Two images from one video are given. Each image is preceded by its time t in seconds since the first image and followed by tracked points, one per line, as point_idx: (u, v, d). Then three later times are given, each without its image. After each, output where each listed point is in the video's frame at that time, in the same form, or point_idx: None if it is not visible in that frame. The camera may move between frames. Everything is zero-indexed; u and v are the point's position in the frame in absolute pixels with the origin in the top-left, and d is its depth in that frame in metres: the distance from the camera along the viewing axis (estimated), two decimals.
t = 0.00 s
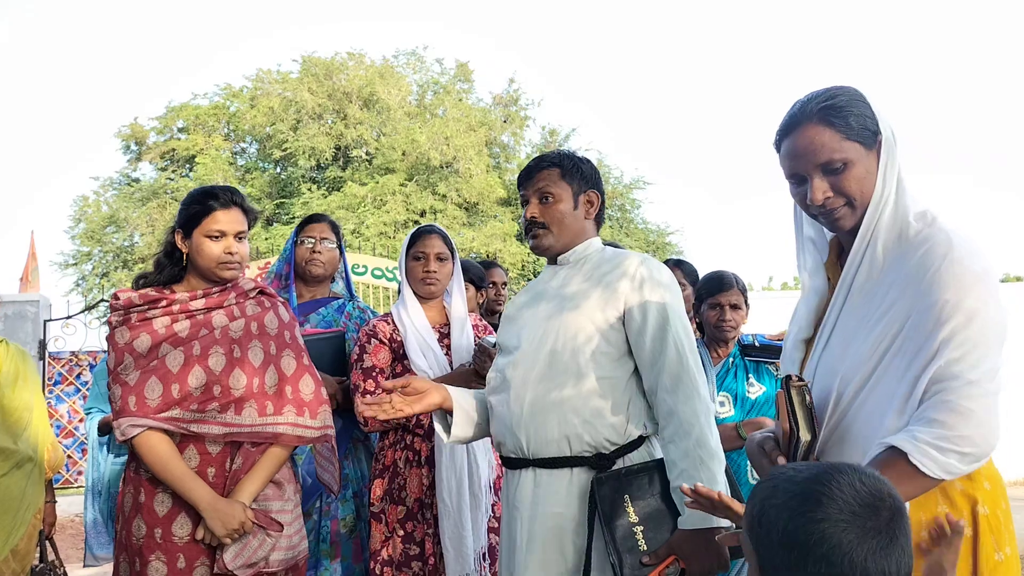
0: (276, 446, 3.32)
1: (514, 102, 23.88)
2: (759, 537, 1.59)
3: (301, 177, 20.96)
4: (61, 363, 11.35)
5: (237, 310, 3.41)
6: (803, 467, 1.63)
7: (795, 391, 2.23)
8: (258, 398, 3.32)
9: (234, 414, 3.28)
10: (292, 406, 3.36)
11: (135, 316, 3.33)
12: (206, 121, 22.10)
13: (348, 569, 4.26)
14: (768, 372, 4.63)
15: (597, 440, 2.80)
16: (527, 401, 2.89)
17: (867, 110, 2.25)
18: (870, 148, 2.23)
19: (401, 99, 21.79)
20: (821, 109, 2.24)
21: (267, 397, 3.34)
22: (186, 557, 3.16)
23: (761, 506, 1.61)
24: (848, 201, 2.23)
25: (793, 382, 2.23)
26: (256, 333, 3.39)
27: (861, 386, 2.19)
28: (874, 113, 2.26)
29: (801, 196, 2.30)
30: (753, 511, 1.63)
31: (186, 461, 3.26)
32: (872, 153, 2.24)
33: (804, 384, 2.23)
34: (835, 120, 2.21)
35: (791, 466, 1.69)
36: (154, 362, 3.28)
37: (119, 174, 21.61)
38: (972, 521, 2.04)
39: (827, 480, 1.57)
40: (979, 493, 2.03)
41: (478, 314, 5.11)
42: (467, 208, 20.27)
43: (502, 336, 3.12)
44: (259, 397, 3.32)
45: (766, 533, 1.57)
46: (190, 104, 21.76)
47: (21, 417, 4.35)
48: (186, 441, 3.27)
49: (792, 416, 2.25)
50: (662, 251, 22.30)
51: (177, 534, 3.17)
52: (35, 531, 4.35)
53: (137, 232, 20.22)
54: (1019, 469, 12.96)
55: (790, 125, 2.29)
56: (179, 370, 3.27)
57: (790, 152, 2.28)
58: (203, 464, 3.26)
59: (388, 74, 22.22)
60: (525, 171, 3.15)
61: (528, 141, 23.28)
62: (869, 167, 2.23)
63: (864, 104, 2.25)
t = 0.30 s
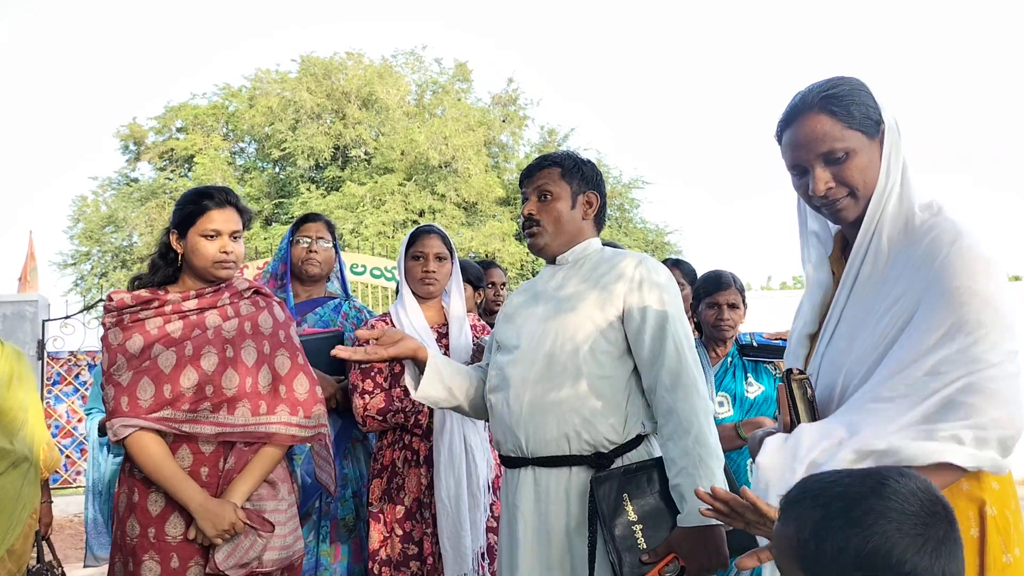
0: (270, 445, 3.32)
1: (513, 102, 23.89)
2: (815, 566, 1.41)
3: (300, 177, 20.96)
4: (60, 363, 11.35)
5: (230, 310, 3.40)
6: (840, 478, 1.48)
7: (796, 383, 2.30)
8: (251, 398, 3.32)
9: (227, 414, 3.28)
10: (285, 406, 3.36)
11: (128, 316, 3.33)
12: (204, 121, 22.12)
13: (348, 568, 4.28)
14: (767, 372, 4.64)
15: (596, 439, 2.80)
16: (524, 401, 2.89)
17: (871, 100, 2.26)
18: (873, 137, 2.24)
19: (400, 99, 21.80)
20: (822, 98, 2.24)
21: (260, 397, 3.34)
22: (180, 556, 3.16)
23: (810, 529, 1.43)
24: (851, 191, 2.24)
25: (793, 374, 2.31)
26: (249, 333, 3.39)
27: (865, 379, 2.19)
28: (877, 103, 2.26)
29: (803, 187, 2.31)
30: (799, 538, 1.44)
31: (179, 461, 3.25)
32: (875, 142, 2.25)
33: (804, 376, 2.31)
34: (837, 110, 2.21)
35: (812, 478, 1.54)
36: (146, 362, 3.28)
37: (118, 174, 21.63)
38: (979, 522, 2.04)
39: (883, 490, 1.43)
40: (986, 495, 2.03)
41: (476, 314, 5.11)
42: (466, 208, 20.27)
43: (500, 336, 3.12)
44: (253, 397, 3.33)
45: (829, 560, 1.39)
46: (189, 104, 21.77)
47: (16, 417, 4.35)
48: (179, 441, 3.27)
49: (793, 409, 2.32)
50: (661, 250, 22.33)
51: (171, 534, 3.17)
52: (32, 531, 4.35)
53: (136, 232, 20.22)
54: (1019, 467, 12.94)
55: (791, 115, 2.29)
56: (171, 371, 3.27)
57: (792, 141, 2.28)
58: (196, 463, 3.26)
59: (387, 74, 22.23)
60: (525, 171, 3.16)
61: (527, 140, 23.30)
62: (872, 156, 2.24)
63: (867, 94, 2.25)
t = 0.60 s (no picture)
0: (267, 444, 3.32)
1: (512, 101, 23.91)
2: (870, 555, 1.43)
3: (298, 175, 20.94)
4: (56, 362, 11.33)
5: (228, 309, 3.40)
6: (873, 465, 1.52)
7: (790, 381, 2.24)
8: (248, 397, 3.32)
9: (223, 413, 3.28)
10: (282, 405, 3.36)
11: (125, 314, 3.33)
12: (202, 119, 22.11)
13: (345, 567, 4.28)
14: (762, 372, 4.64)
15: (593, 439, 2.80)
16: (521, 401, 2.89)
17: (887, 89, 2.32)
18: (880, 126, 2.30)
19: (398, 98, 21.80)
20: (835, 79, 2.33)
21: (257, 396, 3.33)
22: (175, 555, 3.16)
23: (860, 519, 1.46)
24: (848, 175, 2.30)
25: (788, 371, 2.25)
26: (247, 332, 3.39)
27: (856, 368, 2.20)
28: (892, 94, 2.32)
29: (804, 168, 2.39)
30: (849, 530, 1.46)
31: (175, 459, 3.26)
32: (881, 130, 2.31)
33: (799, 373, 2.25)
34: (847, 93, 2.29)
35: (838, 468, 1.57)
36: (143, 360, 3.28)
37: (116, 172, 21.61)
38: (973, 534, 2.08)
39: (919, 471, 1.50)
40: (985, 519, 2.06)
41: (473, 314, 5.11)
42: (464, 207, 20.27)
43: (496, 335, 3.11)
44: (249, 396, 3.32)
45: (887, 548, 1.42)
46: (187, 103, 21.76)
47: (10, 415, 4.35)
48: (175, 439, 3.27)
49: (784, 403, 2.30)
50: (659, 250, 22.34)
51: (166, 532, 3.17)
52: (26, 530, 4.34)
53: (134, 231, 20.21)
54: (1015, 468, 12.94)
55: (805, 95, 2.39)
56: (168, 369, 3.27)
57: (804, 120, 2.37)
58: (193, 461, 3.26)
59: (385, 72, 22.23)
60: (519, 173, 3.15)
61: (525, 139, 23.31)
62: (875, 144, 2.30)
63: (884, 83, 2.32)
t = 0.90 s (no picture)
0: (266, 442, 3.32)
1: (510, 100, 23.91)
2: (816, 516, 1.71)
3: (296, 174, 20.92)
4: (53, 359, 11.31)
5: (227, 307, 3.40)
6: (844, 451, 1.78)
7: (778, 380, 2.31)
8: (247, 395, 3.32)
9: (223, 410, 3.28)
10: (281, 403, 3.36)
11: (124, 311, 3.32)
12: (200, 117, 22.09)
13: (341, 564, 4.29)
14: (758, 371, 4.65)
15: (591, 438, 2.80)
16: (520, 399, 2.89)
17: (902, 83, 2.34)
18: (887, 114, 2.33)
19: (396, 96, 21.78)
20: (850, 64, 2.39)
21: (256, 394, 3.33)
22: (174, 553, 3.16)
23: (815, 485, 1.73)
24: (845, 157, 2.34)
25: (776, 370, 2.32)
26: (246, 330, 3.39)
27: (849, 361, 2.24)
28: (908, 88, 2.34)
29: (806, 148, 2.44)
30: (801, 493, 1.74)
31: (174, 457, 3.25)
32: (889, 119, 2.34)
33: (787, 372, 2.32)
34: (858, 78, 2.35)
35: (814, 450, 1.82)
36: (143, 357, 3.27)
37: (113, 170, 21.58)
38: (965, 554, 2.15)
39: (883, 462, 1.74)
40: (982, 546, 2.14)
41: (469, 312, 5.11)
42: (462, 206, 20.27)
43: (493, 333, 3.11)
44: (249, 393, 3.32)
45: (831, 514, 1.69)
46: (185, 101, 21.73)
47: (6, 412, 4.35)
48: (175, 437, 3.26)
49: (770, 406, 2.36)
50: (656, 249, 22.34)
51: (165, 530, 3.17)
52: (21, 528, 4.33)
53: (131, 229, 20.19)
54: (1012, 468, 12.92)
55: (821, 80, 2.45)
56: (168, 366, 3.27)
57: (817, 100, 2.41)
58: (191, 460, 3.26)
59: (383, 71, 22.21)
60: (519, 170, 3.14)
61: (523, 139, 23.32)
62: (881, 131, 2.33)
63: (901, 77, 2.35)
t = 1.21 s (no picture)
0: (266, 442, 3.32)
1: (509, 100, 23.92)
2: (806, 543, 1.60)
3: (295, 174, 20.91)
4: (51, 359, 11.30)
5: (227, 306, 3.40)
6: (798, 464, 1.70)
7: (775, 378, 2.33)
8: (246, 394, 3.31)
9: (222, 410, 3.28)
10: (282, 402, 3.36)
11: (123, 311, 3.32)
12: (199, 117, 22.09)
13: (338, 565, 4.28)
14: (753, 371, 4.65)
15: (589, 439, 2.80)
16: (518, 400, 2.89)
17: (903, 83, 2.34)
18: (886, 114, 2.33)
19: (395, 96, 21.78)
20: (852, 64, 2.39)
21: (255, 394, 3.33)
22: (173, 553, 3.16)
23: (792, 513, 1.62)
24: (843, 157, 2.34)
25: (773, 370, 2.35)
26: (246, 329, 3.38)
27: (845, 357, 2.25)
28: (910, 88, 2.34)
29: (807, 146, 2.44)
30: (782, 526, 1.62)
31: (174, 456, 3.24)
32: (888, 119, 2.33)
33: (784, 372, 2.34)
34: (857, 78, 2.35)
35: (766, 475, 1.72)
36: (141, 357, 3.27)
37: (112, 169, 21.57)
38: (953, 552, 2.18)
39: (834, 462, 1.68)
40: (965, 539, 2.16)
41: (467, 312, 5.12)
42: (461, 206, 20.27)
43: (492, 336, 3.11)
44: (248, 393, 3.32)
45: (820, 535, 1.59)
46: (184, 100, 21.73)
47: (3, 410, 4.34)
48: (174, 436, 3.26)
49: (765, 404, 2.37)
50: (655, 250, 22.36)
51: (164, 529, 3.16)
52: (19, 527, 4.32)
53: (130, 228, 20.19)
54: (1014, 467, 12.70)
55: (824, 80, 2.45)
56: (167, 366, 3.26)
57: (818, 99, 2.42)
58: (191, 459, 3.25)
59: (382, 71, 22.21)
60: (518, 168, 3.15)
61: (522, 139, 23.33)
62: (879, 131, 2.33)
63: (903, 77, 2.34)
